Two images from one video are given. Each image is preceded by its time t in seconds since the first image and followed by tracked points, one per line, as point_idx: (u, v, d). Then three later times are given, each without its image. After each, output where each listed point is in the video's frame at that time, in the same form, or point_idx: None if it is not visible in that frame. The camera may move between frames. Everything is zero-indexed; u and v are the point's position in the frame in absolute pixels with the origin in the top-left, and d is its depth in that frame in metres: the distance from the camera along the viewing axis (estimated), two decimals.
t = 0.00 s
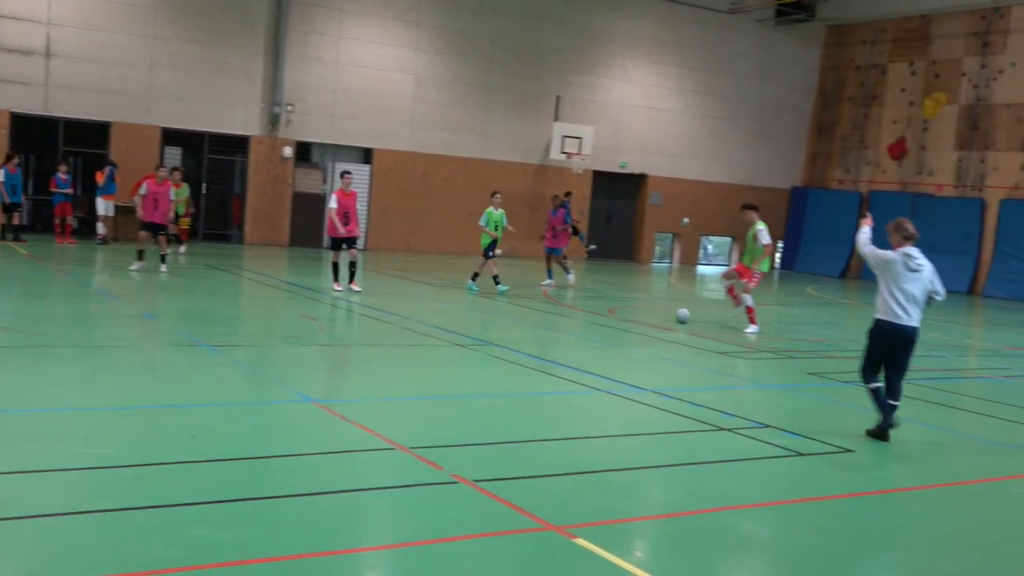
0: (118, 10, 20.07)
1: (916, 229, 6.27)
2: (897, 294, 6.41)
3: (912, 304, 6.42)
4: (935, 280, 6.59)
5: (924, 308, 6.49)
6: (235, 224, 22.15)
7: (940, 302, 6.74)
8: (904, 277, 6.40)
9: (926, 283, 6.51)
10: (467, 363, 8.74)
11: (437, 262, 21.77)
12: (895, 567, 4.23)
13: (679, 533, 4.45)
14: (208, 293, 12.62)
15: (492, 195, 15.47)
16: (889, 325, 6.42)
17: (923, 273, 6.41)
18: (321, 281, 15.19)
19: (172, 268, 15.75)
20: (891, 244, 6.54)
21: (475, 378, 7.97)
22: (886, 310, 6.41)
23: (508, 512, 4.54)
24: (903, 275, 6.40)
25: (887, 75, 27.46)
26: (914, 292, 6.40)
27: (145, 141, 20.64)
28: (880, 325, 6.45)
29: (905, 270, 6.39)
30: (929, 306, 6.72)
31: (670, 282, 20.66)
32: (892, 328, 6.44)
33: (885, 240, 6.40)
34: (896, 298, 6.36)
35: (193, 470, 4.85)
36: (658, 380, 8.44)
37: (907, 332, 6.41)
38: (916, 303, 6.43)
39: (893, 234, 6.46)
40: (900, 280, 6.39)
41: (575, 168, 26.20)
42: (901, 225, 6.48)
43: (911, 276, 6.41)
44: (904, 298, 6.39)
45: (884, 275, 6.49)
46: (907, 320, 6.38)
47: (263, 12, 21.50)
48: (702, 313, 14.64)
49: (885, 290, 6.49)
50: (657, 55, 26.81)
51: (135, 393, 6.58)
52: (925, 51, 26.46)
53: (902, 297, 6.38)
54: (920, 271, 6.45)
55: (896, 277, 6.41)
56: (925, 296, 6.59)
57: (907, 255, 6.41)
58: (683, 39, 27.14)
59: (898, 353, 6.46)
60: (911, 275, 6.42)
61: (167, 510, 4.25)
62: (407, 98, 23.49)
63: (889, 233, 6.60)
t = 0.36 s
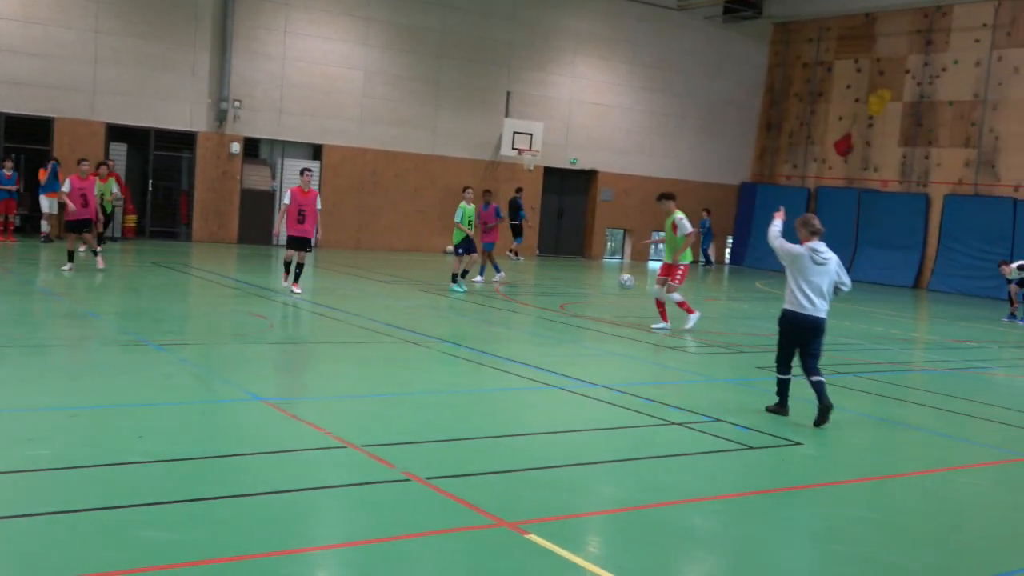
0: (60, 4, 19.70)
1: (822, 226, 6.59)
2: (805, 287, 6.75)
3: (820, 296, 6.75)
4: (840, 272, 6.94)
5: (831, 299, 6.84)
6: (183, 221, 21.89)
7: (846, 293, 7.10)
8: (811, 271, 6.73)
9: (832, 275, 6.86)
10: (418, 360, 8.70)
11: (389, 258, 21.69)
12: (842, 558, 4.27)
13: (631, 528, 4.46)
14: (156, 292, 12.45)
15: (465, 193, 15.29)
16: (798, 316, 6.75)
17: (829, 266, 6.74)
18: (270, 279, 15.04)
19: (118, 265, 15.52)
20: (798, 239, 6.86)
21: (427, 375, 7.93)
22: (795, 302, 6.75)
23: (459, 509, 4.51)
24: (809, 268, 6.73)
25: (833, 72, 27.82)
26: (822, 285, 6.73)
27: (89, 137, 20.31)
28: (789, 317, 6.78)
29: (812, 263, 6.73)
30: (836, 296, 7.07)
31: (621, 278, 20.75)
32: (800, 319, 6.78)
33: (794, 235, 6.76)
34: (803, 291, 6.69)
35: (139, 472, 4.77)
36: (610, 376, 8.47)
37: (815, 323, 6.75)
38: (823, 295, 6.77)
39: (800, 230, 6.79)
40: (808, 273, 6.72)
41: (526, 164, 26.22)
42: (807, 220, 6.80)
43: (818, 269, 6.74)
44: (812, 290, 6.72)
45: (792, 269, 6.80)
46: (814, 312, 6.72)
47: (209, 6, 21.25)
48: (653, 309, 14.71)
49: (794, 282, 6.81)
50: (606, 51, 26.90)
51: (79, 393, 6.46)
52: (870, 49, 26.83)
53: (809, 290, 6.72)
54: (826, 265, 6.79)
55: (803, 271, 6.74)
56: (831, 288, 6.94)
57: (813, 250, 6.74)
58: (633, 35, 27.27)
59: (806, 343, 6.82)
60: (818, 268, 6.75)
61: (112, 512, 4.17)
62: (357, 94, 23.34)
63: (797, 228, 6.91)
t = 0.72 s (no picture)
0: (30, 4, 19.51)
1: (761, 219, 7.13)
2: (750, 276, 7.29)
3: (763, 285, 7.28)
4: (785, 262, 7.46)
5: (776, 287, 7.36)
6: (158, 222, 21.81)
7: (794, 284, 7.60)
8: (754, 261, 7.27)
9: (776, 266, 7.39)
10: (396, 359, 8.68)
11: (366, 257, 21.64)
12: (821, 552, 4.29)
13: (610, 525, 4.46)
14: (132, 293, 12.36)
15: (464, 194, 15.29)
16: (743, 304, 7.28)
17: (771, 256, 7.27)
18: (246, 280, 14.96)
19: (93, 267, 15.39)
20: (744, 231, 7.40)
21: (405, 374, 7.91)
22: (740, 291, 7.28)
23: (438, 509, 4.50)
24: (752, 258, 7.27)
25: (807, 68, 27.97)
26: (764, 274, 7.26)
27: (62, 137, 20.12)
28: (736, 305, 7.31)
29: (754, 254, 7.27)
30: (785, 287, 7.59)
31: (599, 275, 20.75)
32: (746, 307, 7.30)
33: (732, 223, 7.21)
34: (747, 280, 7.23)
35: (115, 475, 4.73)
36: (588, 373, 8.48)
37: (760, 310, 7.28)
38: (767, 284, 7.29)
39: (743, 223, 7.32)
40: (750, 264, 7.26)
41: (503, 162, 26.21)
42: (752, 215, 7.33)
43: (760, 259, 7.28)
44: (755, 279, 7.26)
45: (737, 260, 7.35)
46: (758, 299, 7.26)
47: (182, 6, 21.12)
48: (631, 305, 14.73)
49: (740, 273, 7.35)
50: (582, 48, 26.93)
51: (54, 397, 6.40)
52: (843, 44, 26.98)
53: (753, 279, 7.25)
54: (770, 256, 7.32)
55: (746, 261, 7.28)
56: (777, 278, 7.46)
57: (756, 242, 7.29)
58: (607, 33, 27.30)
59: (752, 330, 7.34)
60: (761, 259, 7.29)
61: (89, 516, 4.14)
62: (332, 94, 23.26)
63: (744, 222, 7.46)
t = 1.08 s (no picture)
0: (5, 9, 19.36)
1: (720, 213, 7.40)
2: (708, 265, 7.60)
3: (720, 273, 7.62)
4: (739, 250, 7.78)
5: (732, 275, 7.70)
6: (138, 227, 21.66)
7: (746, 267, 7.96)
8: (711, 251, 7.57)
9: (731, 254, 7.71)
10: (381, 361, 8.65)
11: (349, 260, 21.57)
12: (809, 547, 4.29)
13: (598, 524, 4.45)
14: (113, 300, 12.28)
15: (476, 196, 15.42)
16: (702, 293, 7.62)
17: (727, 246, 7.58)
18: (229, 284, 14.89)
19: (73, 273, 15.27)
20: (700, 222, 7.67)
21: (390, 376, 7.88)
22: (699, 280, 7.61)
23: (425, 511, 4.48)
24: (710, 248, 7.56)
25: (786, 64, 28.06)
26: (722, 264, 7.59)
27: (40, 143, 19.97)
28: (695, 294, 7.64)
29: (712, 244, 7.56)
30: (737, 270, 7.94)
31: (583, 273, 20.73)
32: (705, 295, 7.64)
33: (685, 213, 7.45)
34: (706, 270, 7.54)
35: (99, 483, 4.69)
36: (573, 372, 8.47)
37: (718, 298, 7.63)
38: (724, 272, 7.63)
39: (700, 214, 7.58)
40: (709, 255, 7.56)
41: (485, 162, 26.18)
42: (708, 205, 7.59)
43: (718, 249, 7.58)
44: (713, 268, 7.58)
45: (695, 249, 7.64)
46: (716, 288, 7.60)
47: (160, 9, 21.02)
48: (614, 303, 14.74)
49: (698, 262, 7.65)
50: (562, 47, 26.94)
51: (36, 405, 6.34)
52: (822, 40, 27.10)
53: (711, 269, 7.57)
54: (726, 245, 7.63)
55: (704, 251, 7.57)
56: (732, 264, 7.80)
57: (714, 232, 7.57)
58: (587, 31, 27.33)
59: (712, 317, 7.68)
60: (718, 248, 7.59)
61: (73, 525, 4.10)
62: (312, 95, 23.19)
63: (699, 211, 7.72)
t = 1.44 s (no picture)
0: None
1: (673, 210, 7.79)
2: (662, 262, 7.97)
3: (674, 269, 7.99)
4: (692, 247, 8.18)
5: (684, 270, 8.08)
6: (123, 234, 21.56)
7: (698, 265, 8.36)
8: (666, 247, 7.95)
9: (684, 250, 8.10)
10: (368, 364, 8.64)
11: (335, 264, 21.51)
12: (798, 543, 4.31)
13: (587, 523, 4.46)
14: (99, 307, 12.23)
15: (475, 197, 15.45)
16: (656, 287, 7.98)
17: (681, 242, 7.97)
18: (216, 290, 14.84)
19: (58, 281, 15.20)
20: (654, 220, 8.06)
21: (378, 380, 7.87)
22: (653, 275, 7.96)
23: (414, 513, 4.48)
24: (664, 245, 7.95)
25: (769, 62, 28.14)
26: (676, 259, 7.96)
27: (22, 151, 19.89)
28: (649, 289, 7.99)
29: (666, 241, 7.95)
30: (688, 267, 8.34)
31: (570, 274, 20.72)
32: (659, 290, 7.99)
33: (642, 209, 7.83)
34: (661, 266, 7.91)
35: (86, 491, 4.67)
36: (561, 372, 8.47)
37: (671, 292, 7.99)
38: (677, 268, 8.00)
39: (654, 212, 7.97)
40: (663, 251, 7.94)
41: (470, 163, 26.16)
42: (661, 204, 7.99)
43: (672, 245, 7.97)
44: (667, 264, 7.95)
45: (650, 246, 8.02)
46: (670, 282, 7.96)
47: (142, 15, 20.94)
48: (601, 303, 14.76)
49: (653, 258, 8.02)
50: (545, 48, 26.95)
51: (23, 414, 6.32)
52: (804, 37, 27.19)
53: (666, 265, 7.94)
54: (679, 241, 8.02)
55: (659, 248, 7.95)
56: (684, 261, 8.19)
57: (666, 230, 7.96)
58: (569, 31, 27.35)
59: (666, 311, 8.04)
60: (671, 245, 7.98)
61: (61, 534, 4.08)
62: (296, 99, 23.14)
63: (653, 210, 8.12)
